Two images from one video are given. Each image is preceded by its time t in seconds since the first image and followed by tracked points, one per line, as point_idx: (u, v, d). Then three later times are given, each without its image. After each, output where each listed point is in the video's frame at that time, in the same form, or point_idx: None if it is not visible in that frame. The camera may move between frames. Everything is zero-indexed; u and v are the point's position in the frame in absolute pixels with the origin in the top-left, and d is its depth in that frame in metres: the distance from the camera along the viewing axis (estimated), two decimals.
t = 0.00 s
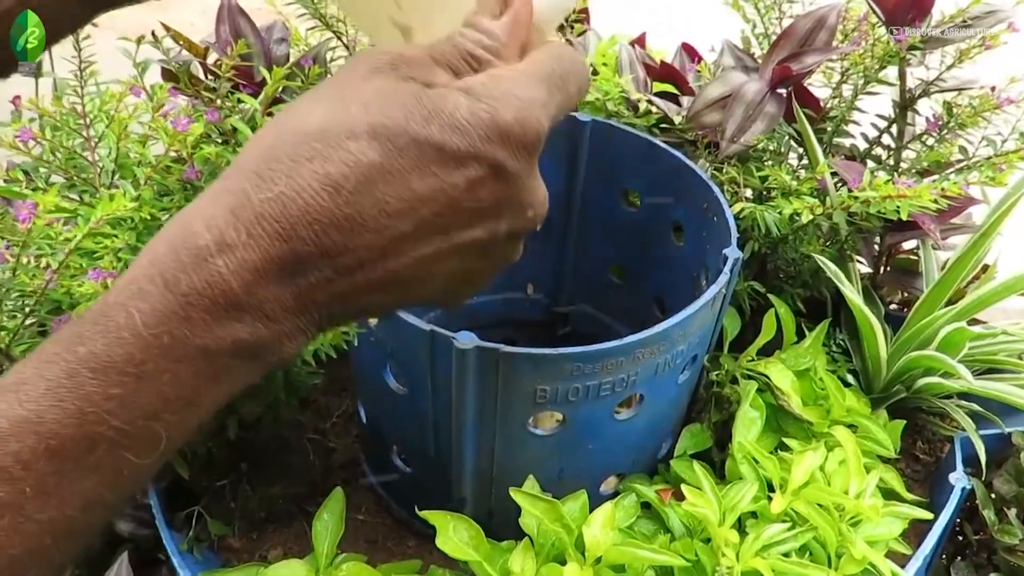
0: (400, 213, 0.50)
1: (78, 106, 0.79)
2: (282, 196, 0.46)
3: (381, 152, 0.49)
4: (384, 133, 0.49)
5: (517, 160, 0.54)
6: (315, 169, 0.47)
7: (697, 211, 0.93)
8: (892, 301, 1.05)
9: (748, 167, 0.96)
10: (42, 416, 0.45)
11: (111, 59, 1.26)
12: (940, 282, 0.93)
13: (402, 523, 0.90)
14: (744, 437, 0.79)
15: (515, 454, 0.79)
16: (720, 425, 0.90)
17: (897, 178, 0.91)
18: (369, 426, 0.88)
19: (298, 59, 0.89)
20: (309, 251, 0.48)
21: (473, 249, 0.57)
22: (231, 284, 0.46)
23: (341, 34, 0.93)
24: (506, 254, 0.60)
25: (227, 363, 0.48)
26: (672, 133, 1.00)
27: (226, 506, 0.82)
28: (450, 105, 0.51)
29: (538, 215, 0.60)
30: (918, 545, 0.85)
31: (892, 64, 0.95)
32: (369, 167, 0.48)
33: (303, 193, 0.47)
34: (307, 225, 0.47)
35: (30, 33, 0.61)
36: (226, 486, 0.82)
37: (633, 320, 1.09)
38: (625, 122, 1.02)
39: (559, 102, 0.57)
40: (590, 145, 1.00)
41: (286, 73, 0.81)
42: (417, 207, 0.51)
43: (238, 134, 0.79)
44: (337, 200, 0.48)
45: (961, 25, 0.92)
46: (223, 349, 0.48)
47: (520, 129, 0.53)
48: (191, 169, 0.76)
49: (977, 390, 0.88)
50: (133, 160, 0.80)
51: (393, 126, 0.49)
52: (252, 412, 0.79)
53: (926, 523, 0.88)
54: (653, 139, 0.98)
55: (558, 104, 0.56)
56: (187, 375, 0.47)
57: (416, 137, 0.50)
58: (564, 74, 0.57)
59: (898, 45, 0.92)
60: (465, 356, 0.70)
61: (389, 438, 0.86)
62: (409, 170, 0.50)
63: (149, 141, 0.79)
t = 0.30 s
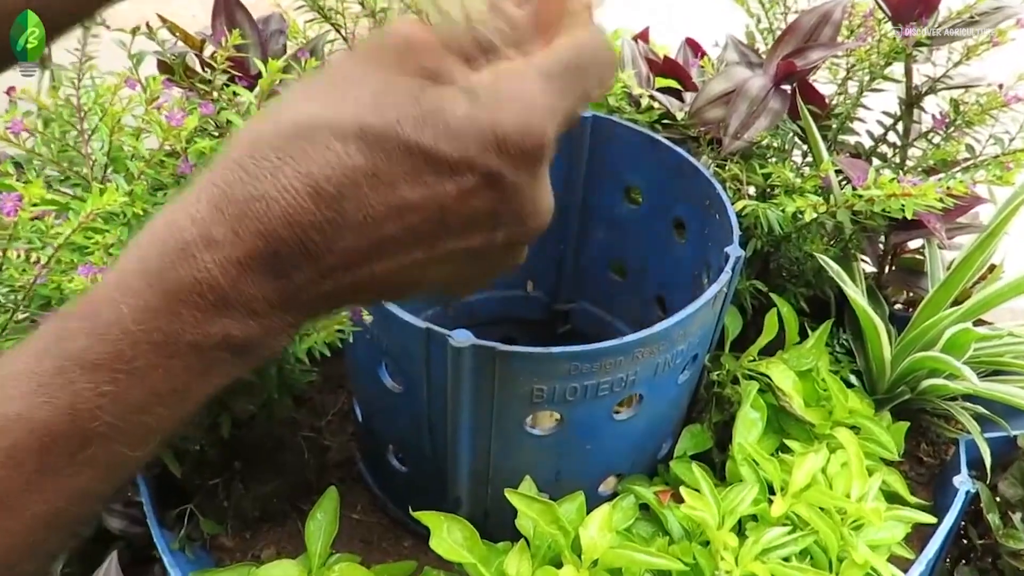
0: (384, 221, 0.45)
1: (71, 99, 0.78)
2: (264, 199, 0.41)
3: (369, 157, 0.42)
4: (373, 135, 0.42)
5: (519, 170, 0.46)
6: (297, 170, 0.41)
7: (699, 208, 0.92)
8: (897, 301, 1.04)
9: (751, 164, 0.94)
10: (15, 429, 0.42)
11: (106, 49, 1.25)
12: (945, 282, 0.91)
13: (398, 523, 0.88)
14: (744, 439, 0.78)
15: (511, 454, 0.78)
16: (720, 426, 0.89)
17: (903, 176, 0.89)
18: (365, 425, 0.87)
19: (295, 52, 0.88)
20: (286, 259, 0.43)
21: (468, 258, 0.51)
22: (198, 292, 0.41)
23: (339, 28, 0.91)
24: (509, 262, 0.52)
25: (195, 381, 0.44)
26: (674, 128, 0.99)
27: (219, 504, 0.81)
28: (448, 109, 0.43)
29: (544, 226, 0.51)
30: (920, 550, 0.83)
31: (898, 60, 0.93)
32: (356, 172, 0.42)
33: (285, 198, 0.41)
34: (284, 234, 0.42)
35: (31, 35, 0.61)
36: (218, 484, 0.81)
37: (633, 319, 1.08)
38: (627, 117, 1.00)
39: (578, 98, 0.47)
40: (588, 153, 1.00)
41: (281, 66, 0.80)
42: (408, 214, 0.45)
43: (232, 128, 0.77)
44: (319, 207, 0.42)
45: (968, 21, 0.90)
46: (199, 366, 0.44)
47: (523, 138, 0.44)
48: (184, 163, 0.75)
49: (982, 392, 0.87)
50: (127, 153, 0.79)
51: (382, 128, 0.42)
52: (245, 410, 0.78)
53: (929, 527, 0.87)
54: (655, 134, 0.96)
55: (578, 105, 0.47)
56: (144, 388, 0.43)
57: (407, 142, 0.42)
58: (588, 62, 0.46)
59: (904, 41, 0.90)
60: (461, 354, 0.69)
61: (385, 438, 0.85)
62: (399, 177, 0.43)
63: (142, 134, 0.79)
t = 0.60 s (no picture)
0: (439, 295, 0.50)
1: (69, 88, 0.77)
2: (327, 273, 0.47)
3: (428, 243, 0.49)
4: (437, 224, 0.49)
5: (563, 264, 0.52)
6: (361, 250, 0.48)
7: (701, 203, 0.90)
8: (901, 299, 1.02)
9: (753, 158, 0.93)
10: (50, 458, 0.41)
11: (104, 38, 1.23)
12: (951, 280, 0.90)
13: (392, 521, 0.87)
14: (745, 438, 0.76)
15: (507, 452, 0.76)
16: (720, 424, 0.87)
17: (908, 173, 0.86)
18: (359, 421, 0.85)
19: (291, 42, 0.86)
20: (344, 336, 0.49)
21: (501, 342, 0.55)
22: (272, 351, 0.48)
23: (337, 18, 0.90)
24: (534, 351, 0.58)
25: (252, 426, 0.51)
26: (675, 122, 0.97)
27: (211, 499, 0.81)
28: (503, 202, 0.50)
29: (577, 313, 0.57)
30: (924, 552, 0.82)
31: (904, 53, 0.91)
32: (416, 255, 0.48)
33: (349, 273, 0.48)
34: (348, 305, 0.48)
35: (31, 34, 0.70)
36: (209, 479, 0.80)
37: (633, 315, 1.06)
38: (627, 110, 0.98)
39: (609, 203, 0.57)
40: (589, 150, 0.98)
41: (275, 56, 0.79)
42: (455, 297, 0.51)
43: (226, 118, 0.76)
44: (379, 285, 0.48)
45: (976, 14, 0.88)
46: (252, 411, 0.50)
47: (569, 234, 0.51)
48: (177, 155, 0.73)
49: (988, 392, 0.85)
50: (123, 145, 0.74)
51: (445, 218, 0.49)
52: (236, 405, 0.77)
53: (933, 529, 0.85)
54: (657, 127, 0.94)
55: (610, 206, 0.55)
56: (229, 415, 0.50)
57: (466, 232, 0.49)
58: (619, 175, 0.56)
59: (911, 33, 0.87)
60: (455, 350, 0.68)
61: (380, 435, 0.83)
62: (452, 262, 0.50)
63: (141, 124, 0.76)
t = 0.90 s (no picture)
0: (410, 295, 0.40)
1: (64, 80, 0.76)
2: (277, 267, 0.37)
3: (391, 235, 0.38)
4: (405, 213, 0.38)
5: (531, 255, 0.40)
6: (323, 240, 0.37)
7: (706, 198, 0.89)
8: (908, 296, 1.01)
9: (758, 153, 0.92)
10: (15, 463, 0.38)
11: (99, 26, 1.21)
12: (958, 278, 0.88)
13: (390, 520, 0.86)
14: (748, 437, 0.75)
15: (506, 449, 0.75)
16: (723, 423, 0.86)
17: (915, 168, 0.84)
18: (358, 418, 0.85)
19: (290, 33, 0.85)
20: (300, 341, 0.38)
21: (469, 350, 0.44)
22: (216, 356, 0.37)
23: (337, 11, 0.89)
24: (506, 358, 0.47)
25: (188, 447, 0.39)
26: (680, 116, 0.96)
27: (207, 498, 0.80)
28: (470, 189, 0.39)
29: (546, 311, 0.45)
30: (929, 553, 0.81)
31: (913, 47, 0.89)
32: (380, 246, 0.38)
33: (308, 264, 0.37)
34: (309, 299, 0.37)
35: (31, 35, 0.60)
36: (205, 477, 0.79)
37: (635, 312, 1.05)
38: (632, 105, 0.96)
39: (596, 196, 0.44)
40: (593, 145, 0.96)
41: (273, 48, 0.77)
42: (424, 298, 0.40)
43: (223, 111, 0.76)
44: (337, 282, 0.37)
45: (986, 6, 0.86)
46: (187, 429, 0.39)
47: (541, 228, 0.40)
48: (172, 147, 0.73)
49: (995, 392, 0.84)
50: (117, 137, 0.74)
51: (413, 207, 0.38)
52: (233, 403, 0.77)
53: (938, 530, 0.84)
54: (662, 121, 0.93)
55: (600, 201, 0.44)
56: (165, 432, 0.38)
57: (437, 220, 0.38)
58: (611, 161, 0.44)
59: (919, 25, 0.85)
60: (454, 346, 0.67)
61: (377, 432, 0.83)
62: (420, 255, 0.39)
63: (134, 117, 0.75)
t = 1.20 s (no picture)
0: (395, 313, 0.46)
1: (55, 74, 0.76)
2: (270, 293, 0.43)
3: (380, 263, 0.44)
4: (390, 244, 0.44)
5: (518, 283, 0.48)
6: (307, 269, 0.43)
7: (709, 193, 0.87)
8: (915, 295, 0.99)
9: (763, 147, 0.90)
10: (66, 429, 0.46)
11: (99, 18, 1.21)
12: (966, 275, 0.87)
13: (387, 518, 0.86)
14: (749, 436, 0.74)
15: (504, 447, 0.74)
16: (725, 422, 0.85)
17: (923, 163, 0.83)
18: (354, 415, 0.84)
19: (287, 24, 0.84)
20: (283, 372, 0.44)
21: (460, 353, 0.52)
22: (214, 373, 0.44)
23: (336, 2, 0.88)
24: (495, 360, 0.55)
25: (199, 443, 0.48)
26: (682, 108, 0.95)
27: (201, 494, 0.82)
28: (461, 221, 0.46)
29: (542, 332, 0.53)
30: (934, 556, 0.79)
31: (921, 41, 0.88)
32: (364, 275, 0.44)
33: (293, 295, 0.43)
34: (293, 328, 0.44)
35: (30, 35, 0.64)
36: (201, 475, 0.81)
37: (638, 308, 1.04)
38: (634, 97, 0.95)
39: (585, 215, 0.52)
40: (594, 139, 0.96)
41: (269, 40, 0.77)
42: (407, 317, 0.47)
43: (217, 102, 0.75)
44: (326, 307, 0.44)
45: None
46: (200, 429, 0.47)
47: (531, 257, 0.47)
48: (165, 138, 0.72)
49: (1004, 392, 0.82)
50: (109, 127, 0.73)
51: (398, 237, 0.44)
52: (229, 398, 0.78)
53: (944, 532, 0.83)
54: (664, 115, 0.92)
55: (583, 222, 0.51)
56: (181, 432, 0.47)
57: (421, 251, 0.45)
58: (597, 183, 0.52)
59: (928, 17, 0.84)
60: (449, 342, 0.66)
61: (374, 429, 0.82)
62: (406, 283, 0.46)
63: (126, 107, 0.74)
